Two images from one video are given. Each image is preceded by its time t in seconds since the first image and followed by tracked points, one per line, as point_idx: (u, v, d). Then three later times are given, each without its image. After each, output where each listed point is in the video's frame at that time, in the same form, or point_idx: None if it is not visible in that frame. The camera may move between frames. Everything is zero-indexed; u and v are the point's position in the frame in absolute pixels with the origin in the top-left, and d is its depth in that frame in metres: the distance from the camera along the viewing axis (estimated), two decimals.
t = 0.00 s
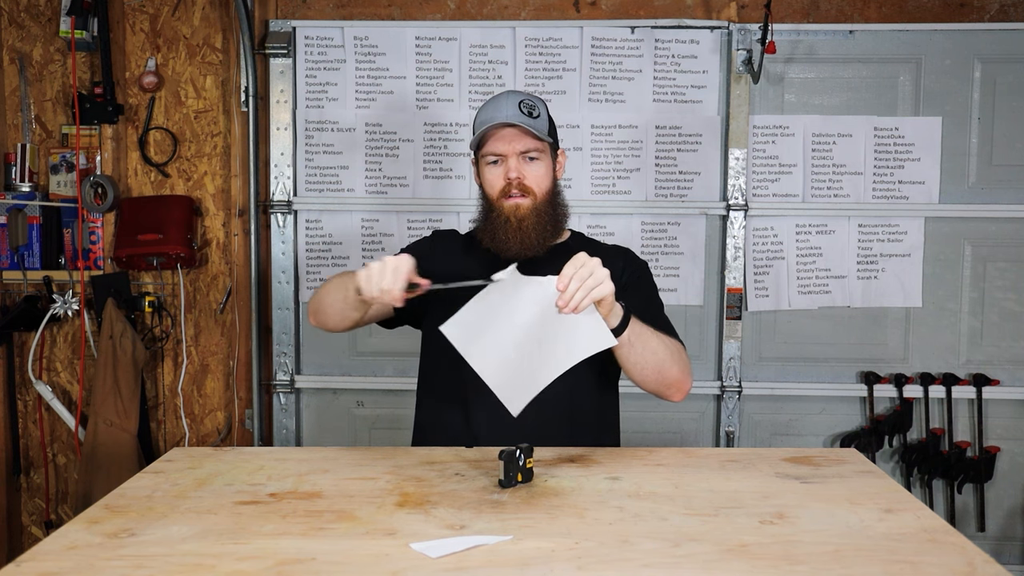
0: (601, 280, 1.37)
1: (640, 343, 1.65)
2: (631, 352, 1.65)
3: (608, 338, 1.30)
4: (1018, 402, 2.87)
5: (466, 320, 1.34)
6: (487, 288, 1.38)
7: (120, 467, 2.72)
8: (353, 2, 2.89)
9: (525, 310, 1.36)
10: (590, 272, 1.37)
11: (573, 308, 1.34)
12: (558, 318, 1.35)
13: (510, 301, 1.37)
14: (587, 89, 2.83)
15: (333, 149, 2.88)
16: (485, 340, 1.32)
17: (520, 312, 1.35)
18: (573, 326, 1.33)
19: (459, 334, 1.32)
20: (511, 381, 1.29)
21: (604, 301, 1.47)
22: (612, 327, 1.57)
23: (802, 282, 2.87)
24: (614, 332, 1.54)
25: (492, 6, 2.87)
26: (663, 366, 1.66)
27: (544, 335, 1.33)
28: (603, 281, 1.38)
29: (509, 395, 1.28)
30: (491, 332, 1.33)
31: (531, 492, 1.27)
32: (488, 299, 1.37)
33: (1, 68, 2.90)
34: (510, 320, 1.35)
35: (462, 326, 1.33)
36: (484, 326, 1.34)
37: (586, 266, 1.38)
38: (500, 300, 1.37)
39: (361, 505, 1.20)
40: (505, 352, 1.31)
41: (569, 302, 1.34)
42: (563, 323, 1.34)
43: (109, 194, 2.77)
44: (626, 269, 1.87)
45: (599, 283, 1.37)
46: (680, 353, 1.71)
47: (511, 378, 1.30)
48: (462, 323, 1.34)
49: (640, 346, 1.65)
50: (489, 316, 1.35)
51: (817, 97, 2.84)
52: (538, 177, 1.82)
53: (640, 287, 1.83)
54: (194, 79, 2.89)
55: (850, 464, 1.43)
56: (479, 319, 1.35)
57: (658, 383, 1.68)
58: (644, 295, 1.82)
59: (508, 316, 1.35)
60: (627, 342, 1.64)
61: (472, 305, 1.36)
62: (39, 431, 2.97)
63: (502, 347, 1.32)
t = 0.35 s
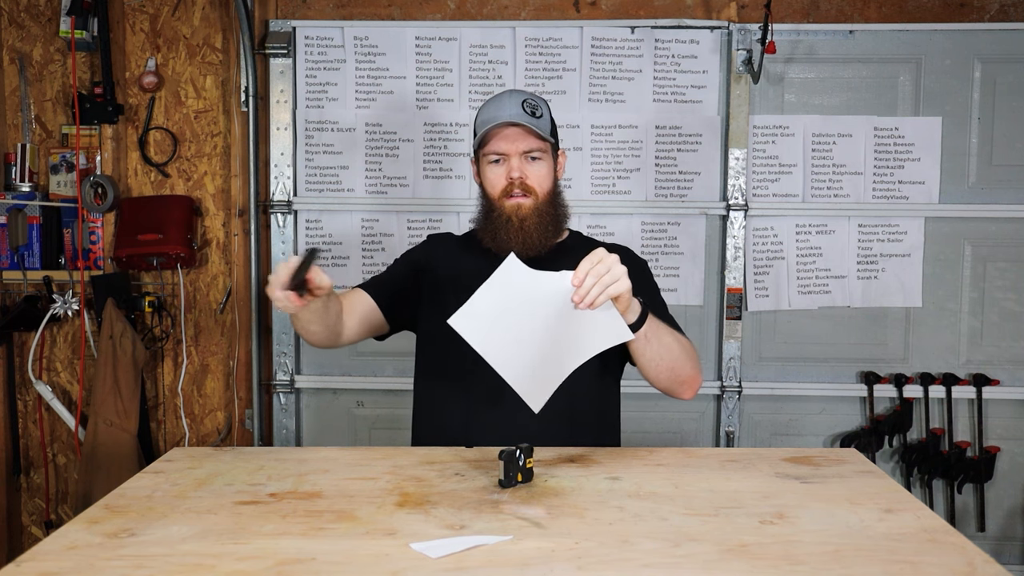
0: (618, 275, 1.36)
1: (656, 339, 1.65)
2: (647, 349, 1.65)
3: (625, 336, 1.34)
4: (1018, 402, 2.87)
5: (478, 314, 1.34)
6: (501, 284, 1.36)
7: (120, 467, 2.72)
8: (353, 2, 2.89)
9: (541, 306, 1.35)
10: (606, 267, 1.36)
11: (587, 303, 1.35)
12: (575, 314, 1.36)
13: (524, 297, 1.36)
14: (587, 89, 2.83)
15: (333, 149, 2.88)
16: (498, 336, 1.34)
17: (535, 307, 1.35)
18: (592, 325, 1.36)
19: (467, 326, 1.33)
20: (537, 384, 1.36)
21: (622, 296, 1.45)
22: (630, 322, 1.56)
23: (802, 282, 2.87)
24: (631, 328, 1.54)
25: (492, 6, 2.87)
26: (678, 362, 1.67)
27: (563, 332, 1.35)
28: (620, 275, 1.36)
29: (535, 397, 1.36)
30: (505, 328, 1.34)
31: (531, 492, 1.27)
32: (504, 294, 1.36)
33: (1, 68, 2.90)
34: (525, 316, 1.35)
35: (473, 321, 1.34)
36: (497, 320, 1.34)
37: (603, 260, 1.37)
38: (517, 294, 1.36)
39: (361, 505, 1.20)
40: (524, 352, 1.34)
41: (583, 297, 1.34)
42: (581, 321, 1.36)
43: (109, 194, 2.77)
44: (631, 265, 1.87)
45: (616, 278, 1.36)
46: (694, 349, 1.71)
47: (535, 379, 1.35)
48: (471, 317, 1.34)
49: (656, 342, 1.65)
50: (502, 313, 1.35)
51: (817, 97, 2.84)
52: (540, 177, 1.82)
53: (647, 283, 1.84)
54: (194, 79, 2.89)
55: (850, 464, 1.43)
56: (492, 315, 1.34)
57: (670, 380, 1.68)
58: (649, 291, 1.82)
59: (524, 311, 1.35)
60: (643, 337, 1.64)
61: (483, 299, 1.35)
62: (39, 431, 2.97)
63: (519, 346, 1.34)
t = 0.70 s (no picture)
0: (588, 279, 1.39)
1: (636, 343, 1.65)
2: (628, 353, 1.65)
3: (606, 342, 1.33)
4: (1018, 402, 2.87)
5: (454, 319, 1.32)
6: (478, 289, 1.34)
7: (120, 467, 2.72)
8: (353, 2, 2.89)
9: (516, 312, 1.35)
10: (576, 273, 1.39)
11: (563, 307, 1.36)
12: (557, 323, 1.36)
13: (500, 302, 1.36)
14: (587, 89, 2.83)
15: (333, 149, 2.88)
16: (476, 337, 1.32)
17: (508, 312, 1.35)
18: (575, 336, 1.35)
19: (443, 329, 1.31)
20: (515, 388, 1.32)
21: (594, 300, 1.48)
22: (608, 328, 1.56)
23: (802, 283, 2.87)
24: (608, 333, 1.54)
25: (492, 6, 2.87)
26: (661, 364, 1.67)
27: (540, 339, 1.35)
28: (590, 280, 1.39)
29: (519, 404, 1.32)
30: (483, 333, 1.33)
31: (531, 492, 1.27)
32: (479, 298, 1.34)
33: (1, 68, 2.90)
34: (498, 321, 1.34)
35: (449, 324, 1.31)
36: (474, 324, 1.32)
37: (572, 265, 1.40)
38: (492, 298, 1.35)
39: (361, 505, 1.20)
40: (501, 354, 1.33)
41: (557, 302, 1.36)
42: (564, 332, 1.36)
43: (109, 194, 2.77)
44: (623, 266, 1.86)
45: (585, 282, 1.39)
46: (679, 350, 1.71)
47: (515, 384, 1.32)
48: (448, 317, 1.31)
49: (637, 346, 1.65)
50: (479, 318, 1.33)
51: (817, 97, 2.84)
52: (529, 176, 1.81)
53: (637, 285, 1.83)
54: (194, 78, 2.89)
55: (850, 464, 1.43)
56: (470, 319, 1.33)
57: (657, 383, 1.69)
58: (642, 294, 1.82)
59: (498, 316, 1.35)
60: (624, 342, 1.63)
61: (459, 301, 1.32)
62: (39, 431, 2.97)
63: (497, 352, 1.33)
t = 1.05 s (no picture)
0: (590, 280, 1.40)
1: (638, 344, 1.64)
2: (630, 355, 1.64)
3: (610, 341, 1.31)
4: (1018, 402, 2.87)
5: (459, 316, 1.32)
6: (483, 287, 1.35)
7: (120, 467, 2.72)
8: (353, 2, 2.89)
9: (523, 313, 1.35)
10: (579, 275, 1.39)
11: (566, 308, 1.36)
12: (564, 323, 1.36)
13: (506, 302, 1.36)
14: (587, 89, 2.83)
15: (333, 149, 2.88)
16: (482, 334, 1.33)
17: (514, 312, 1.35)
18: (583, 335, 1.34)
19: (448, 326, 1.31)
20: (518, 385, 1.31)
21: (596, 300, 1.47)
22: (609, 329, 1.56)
23: (802, 283, 2.87)
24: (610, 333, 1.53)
25: (492, 6, 2.87)
26: (662, 367, 1.66)
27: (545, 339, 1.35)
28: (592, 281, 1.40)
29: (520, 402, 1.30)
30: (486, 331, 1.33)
31: (531, 492, 1.27)
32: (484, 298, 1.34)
33: (1, 68, 2.90)
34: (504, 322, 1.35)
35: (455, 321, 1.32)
36: (479, 323, 1.33)
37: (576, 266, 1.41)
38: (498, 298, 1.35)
39: (361, 505, 1.20)
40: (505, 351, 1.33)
41: (560, 301, 1.36)
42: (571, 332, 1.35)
43: (109, 194, 2.77)
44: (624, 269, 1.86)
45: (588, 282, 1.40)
46: (680, 353, 1.71)
47: (517, 381, 1.32)
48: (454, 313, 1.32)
49: (638, 347, 1.64)
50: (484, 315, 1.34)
51: (817, 97, 2.84)
52: (533, 176, 1.81)
53: (639, 287, 1.83)
54: (194, 79, 2.89)
55: (850, 464, 1.43)
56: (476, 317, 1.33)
57: (658, 385, 1.68)
58: (643, 295, 1.82)
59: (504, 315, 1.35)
60: (626, 343, 1.63)
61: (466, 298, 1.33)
62: (39, 431, 2.97)
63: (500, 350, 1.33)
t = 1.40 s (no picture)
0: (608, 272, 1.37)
1: (651, 339, 1.66)
2: (643, 350, 1.65)
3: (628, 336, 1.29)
4: (1018, 402, 2.87)
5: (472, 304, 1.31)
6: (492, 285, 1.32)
7: (120, 467, 2.72)
8: (353, 3, 2.89)
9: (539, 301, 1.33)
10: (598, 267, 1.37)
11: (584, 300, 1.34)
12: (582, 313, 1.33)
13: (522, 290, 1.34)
14: (587, 89, 2.83)
15: (333, 149, 2.88)
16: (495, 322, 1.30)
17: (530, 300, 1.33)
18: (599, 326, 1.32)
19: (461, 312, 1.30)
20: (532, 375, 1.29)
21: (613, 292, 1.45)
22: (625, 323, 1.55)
23: (802, 283, 2.87)
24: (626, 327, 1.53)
25: (492, 6, 2.87)
26: (673, 365, 1.67)
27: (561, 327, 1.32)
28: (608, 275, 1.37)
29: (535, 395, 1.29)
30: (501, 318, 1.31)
31: (531, 492, 1.27)
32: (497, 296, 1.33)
33: (1, 68, 2.90)
34: (520, 308, 1.32)
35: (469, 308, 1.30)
36: (494, 310, 1.31)
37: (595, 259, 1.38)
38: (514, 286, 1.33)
39: (361, 505, 1.20)
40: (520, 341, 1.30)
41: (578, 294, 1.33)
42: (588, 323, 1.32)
43: (109, 194, 2.77)
44: (632, 267, 1.87)
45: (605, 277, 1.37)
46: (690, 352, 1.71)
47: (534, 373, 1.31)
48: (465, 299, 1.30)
49: (651, 342, 1.66)
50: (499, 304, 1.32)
51: (817, 97, 2.84)
52: (537, 176, 1.82)
53: (647, 286, 1.83)
54: (194, 79, 2.89)
55: (850, 464, 1.43)
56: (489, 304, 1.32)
57: (668, 384, 1.69)
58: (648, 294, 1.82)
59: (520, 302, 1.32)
60: (639, 338, 1.64)
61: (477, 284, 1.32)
62: (39, 431, 2.98)
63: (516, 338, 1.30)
